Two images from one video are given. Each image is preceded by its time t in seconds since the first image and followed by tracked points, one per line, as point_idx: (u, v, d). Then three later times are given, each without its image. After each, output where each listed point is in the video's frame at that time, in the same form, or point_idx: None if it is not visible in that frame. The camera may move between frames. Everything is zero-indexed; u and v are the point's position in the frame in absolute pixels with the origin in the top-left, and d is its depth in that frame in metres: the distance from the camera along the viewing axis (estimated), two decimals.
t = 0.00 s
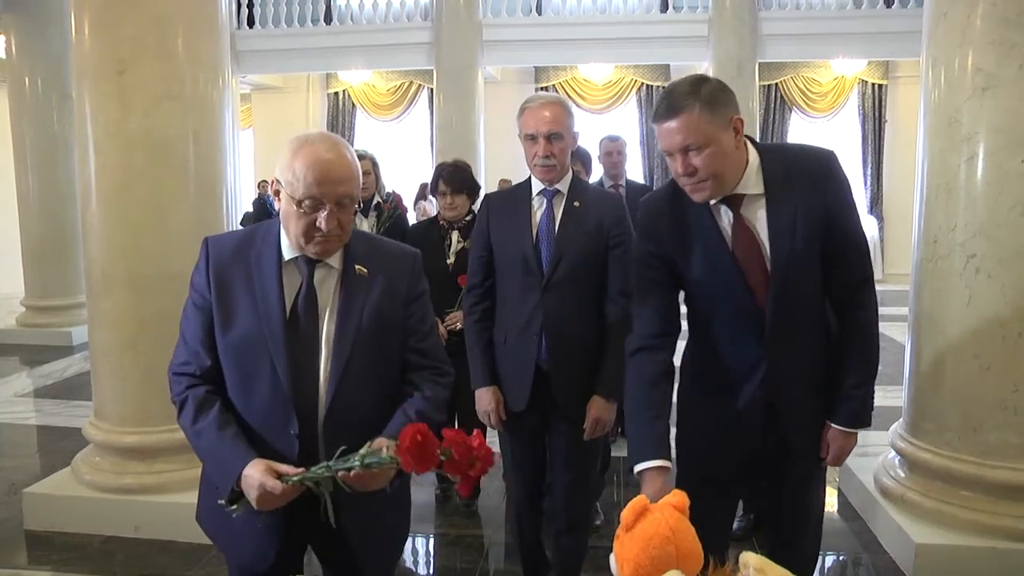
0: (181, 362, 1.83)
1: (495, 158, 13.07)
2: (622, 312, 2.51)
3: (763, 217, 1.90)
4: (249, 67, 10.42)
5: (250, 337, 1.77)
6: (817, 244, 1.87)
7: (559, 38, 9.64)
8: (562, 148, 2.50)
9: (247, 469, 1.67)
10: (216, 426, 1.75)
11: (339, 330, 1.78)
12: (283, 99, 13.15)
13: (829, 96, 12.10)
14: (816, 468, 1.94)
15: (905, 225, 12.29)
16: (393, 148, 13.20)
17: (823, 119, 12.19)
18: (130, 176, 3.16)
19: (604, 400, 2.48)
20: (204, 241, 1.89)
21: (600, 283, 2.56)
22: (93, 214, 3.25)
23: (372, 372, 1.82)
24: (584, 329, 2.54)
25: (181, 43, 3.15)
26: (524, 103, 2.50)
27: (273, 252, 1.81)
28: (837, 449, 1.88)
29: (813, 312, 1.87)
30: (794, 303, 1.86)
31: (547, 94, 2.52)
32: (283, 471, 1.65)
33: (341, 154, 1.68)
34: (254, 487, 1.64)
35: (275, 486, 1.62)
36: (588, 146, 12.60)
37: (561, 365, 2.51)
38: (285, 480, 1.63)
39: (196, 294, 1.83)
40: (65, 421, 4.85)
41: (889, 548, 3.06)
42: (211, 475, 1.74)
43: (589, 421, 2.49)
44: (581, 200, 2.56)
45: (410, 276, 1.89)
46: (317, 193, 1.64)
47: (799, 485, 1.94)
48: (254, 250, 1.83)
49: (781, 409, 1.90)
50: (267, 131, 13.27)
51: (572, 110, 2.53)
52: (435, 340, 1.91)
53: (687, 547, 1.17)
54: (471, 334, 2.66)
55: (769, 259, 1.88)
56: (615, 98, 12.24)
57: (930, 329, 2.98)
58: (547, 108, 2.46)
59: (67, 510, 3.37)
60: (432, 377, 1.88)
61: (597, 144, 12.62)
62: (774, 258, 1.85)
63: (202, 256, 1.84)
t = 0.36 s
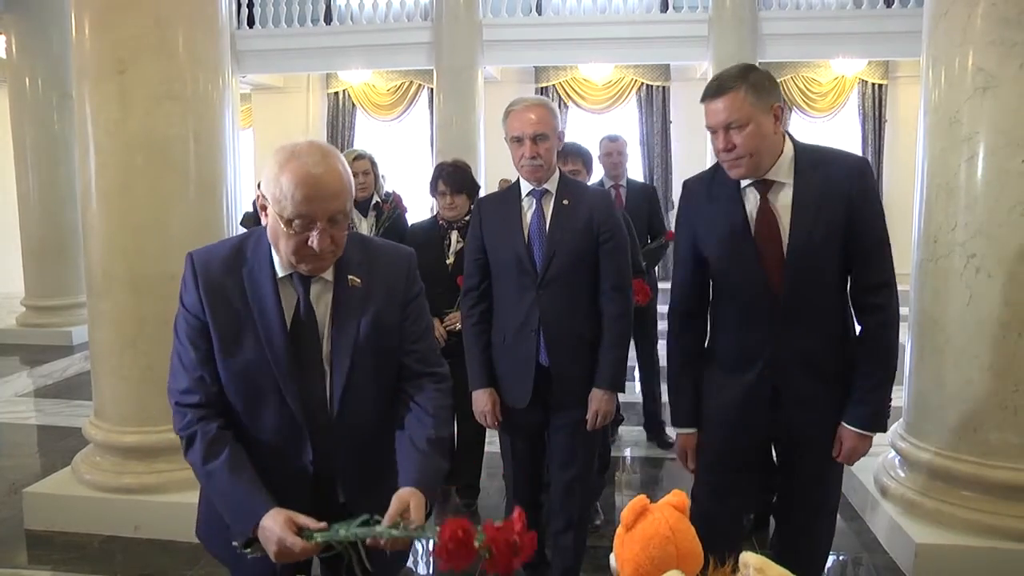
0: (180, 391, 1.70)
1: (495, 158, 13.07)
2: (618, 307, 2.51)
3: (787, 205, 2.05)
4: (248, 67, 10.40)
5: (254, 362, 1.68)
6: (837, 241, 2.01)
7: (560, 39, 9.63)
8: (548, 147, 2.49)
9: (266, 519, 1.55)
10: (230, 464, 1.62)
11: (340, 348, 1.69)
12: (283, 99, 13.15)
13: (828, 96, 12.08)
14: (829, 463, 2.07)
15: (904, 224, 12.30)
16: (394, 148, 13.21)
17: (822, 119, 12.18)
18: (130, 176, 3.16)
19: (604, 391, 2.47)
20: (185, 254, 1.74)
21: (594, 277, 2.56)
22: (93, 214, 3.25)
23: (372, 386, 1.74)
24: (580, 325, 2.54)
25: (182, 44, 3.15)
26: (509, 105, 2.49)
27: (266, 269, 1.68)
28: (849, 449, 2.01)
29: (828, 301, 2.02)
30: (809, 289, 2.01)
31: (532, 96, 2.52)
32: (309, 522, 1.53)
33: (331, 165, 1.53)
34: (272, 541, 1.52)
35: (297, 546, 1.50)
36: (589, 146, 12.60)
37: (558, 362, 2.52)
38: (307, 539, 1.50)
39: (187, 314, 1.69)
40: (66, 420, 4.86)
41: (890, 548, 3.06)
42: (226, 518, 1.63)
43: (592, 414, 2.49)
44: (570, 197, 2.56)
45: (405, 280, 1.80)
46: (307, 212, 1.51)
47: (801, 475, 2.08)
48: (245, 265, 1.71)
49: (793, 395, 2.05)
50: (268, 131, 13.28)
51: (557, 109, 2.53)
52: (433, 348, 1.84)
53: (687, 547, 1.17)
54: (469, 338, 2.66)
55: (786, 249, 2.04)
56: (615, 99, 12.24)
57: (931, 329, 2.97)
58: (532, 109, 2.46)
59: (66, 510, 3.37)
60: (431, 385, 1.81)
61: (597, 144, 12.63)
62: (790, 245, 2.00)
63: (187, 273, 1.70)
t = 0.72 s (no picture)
0: (175, 421, 1.62)
1: (497, 158, 13.08)
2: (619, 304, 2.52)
3: (791, 193, 2.13)
4: (251, 67, 10.41)
5: (252, 391, 1.63)
6: (837, 233, 2.08)
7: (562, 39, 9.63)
8: (546, 149, 2.49)
9: (277, 566, 1.52)
10: (237, 503, 1.57)
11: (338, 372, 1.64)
12: (286, 99, 13.16)
13: (831, 96, 12.07)
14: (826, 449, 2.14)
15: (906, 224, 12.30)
16: (397, 148, 13.22)
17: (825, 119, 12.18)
18: (133, 177, 3.17)
19: (607, 384, 2.49)
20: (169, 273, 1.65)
21: (595, 275, 2.57)
22: (95, 214, 3.26)
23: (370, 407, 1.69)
24: (583, 322, 2.55)
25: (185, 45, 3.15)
26: (505, 109, 2.49)
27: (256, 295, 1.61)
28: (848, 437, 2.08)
29: (828, 289, 2.09)
30: (804, 274, 2.08)
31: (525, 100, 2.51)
32: None
33: (326, 194, 1.46)
34: None
35: None
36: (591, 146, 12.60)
37: (564, 360, 2.52)
38: None
39: (177, 340, 1.62)
40: (68, 420, 4.87)
41: (892, 549, 3.05)
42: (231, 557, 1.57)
43: (595, 408, 2.51)
44: (570, 198, 2.55)
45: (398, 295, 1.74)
46: (298, 244, 1.44)
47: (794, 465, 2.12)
48: (237, 285, 1.63)
49: (791, 381, 2.11)
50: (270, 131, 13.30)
51: (551, 110, 2.53)
52: (429, 363, 1.78)
53: (689, 547, 1.17)
54: (472, 339, 2.66)
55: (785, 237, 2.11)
56: (617, 99, 12.24)
57: (934, 329, 2.97)
58: (529, 112, 2.46)
59: (68, 510, 3.38)
60: (422, 407, 1.74)
61: (599, 144, 12.63)
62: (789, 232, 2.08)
63: (174, 296, 1.61)
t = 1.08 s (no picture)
0: (163, 428, 1.62)
1: (498, 159, 13.08)
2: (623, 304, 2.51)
3: (770, 189, 2.31)
4: (251, 67, 10.42)
5: (243, 395, 1.63)
6: (812, 228, 2.29)
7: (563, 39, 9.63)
8: (557, 149, 2.49)
9: (265, 566, 1.52)
10: (225, 507, 1.57)
11: (331, 373, 1.64)
12: (287, 99, 13.17)
13: (832, 96, 12.07)
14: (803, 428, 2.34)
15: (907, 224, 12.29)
16: (398, 148, 13.22)
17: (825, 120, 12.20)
18: (133, 176, 3.17)
19: (608, 385, 2.48)
20: (161, 277, 1.66)
21: (599, 275, 2.57)
22: (96, 213, 3.26)
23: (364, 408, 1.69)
24: (585, 321, 2.55)
25: (186, 44, 3.15)
26: (520, 106, 2.49)
27: (248, 297, 1.61)
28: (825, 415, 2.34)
29: (802, 279, 2.29)
30: (782, 267, 2.27)
31: (541, 98, 2.52)
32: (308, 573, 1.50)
33: (319, 200, 1.46)
34: None
35: None
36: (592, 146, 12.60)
37: (566, 358, 2.52)
38: None
39: (167, 345, 1.62)
40: (69, 420, 4.87)
41: (893, 549, 3.05)
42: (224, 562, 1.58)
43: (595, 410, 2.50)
44: (577, 198, 2.55)
45: (393, 296, 1.74)
46: (290, 252, 1.45)
47: (776, 445, 2.32)
48: (227, 288, 1.63)
49: (772, 364, 2.29)
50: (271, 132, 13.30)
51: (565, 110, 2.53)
52: (427, 368, 1.77)
53: (690, 547, 1.17)
54: (475, 335, 2.67)
55: (764, 230, 2.28)
56: (618, 99, 12.24)
57: (934, 329, 2.97)
58: (542, 110, 2.45)
59: (69, 510, 3.38)
60: (419, 411, 1.73)
61: (601, 145, 12.63)
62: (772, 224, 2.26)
63: (165, 300, 1.62)
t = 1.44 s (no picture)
0: (155, 428, 1.63)
1: (498, 159, 13.09)
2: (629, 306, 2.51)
3: (757, 184, 2.31)
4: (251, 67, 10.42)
5: (237, 394, 1.63)
6: (798, 222, 2.30)
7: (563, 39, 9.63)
8: (570, 149, 2.50)
9: (265, 561, 1.53)
10: (218, 501, 1.57)
11: (328, 373, 1.64)
12: (287, 99, 13.18)
13: (832, 97, 12.07)
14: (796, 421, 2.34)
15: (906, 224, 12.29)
16: (398, 148, 13.23)
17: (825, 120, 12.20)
18: (133, 176, 3.17)
19: (610, 386, 2.48)
20: (158, 278, 1.66)
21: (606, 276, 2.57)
22: (96, 214, 3.26)
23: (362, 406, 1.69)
24: (590, 321, 2.55)
25: (186, 44, 3.15)
26: (533, 105, 2.48)
27: (244, 297, 1.61)
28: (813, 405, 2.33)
29: (789, 272, 2.30)
30: (770, 262, 2.27)
31: (552, 96, 2.50)
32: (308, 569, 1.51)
33: (314, 198, 1.46)
34: None
35: None
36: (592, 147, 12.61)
37: (571, 357, 2.52)
38: None
39: (161, 344, 1.62)
40: (69, 420, 4.87)
41: (893, 549, 3.05)
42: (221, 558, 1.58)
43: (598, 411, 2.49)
44: (586, 197, 2.55)
45: (391, 296, 1.74)
46: (288, 250, 1.45)
47: (771, 439, 2.32)
48: (223, 287, 1.63)
49: (765, 358, 2.29)
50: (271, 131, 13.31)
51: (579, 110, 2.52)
52: (425, 369, 1.78)
53: (690, 547, 1.17)
54: (479, 332, 2.67)
55: (755, 226, 2.29)
56: (618, 99, 12.25)
57: (933, 330, 2.97)
58: (556, 110, 2.45)
59: (69, 510, 3.38)
60: (421, 412, 1.75)
61: (601, 145, 12.64)
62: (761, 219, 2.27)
63: (159, 299, 1.62)
